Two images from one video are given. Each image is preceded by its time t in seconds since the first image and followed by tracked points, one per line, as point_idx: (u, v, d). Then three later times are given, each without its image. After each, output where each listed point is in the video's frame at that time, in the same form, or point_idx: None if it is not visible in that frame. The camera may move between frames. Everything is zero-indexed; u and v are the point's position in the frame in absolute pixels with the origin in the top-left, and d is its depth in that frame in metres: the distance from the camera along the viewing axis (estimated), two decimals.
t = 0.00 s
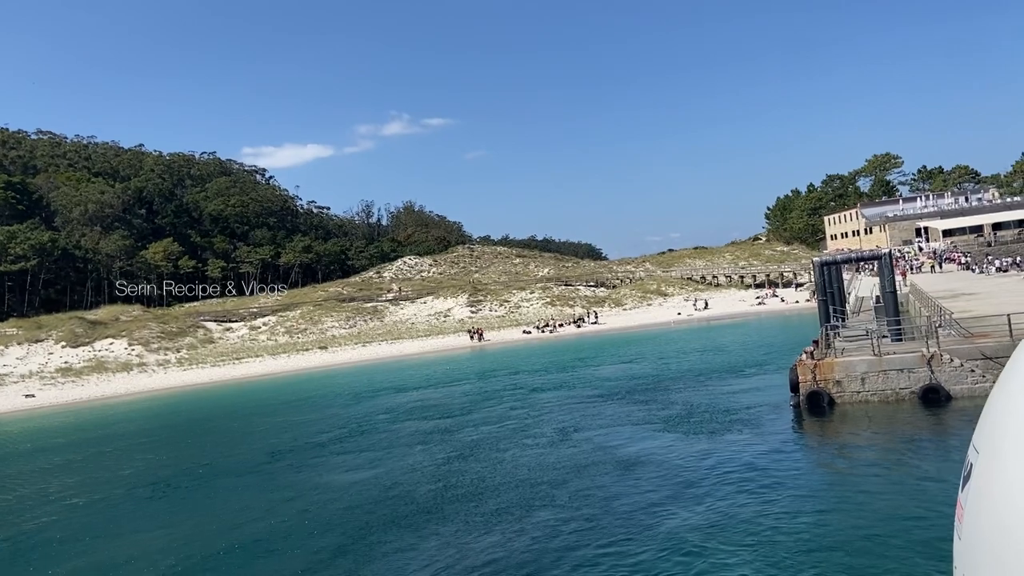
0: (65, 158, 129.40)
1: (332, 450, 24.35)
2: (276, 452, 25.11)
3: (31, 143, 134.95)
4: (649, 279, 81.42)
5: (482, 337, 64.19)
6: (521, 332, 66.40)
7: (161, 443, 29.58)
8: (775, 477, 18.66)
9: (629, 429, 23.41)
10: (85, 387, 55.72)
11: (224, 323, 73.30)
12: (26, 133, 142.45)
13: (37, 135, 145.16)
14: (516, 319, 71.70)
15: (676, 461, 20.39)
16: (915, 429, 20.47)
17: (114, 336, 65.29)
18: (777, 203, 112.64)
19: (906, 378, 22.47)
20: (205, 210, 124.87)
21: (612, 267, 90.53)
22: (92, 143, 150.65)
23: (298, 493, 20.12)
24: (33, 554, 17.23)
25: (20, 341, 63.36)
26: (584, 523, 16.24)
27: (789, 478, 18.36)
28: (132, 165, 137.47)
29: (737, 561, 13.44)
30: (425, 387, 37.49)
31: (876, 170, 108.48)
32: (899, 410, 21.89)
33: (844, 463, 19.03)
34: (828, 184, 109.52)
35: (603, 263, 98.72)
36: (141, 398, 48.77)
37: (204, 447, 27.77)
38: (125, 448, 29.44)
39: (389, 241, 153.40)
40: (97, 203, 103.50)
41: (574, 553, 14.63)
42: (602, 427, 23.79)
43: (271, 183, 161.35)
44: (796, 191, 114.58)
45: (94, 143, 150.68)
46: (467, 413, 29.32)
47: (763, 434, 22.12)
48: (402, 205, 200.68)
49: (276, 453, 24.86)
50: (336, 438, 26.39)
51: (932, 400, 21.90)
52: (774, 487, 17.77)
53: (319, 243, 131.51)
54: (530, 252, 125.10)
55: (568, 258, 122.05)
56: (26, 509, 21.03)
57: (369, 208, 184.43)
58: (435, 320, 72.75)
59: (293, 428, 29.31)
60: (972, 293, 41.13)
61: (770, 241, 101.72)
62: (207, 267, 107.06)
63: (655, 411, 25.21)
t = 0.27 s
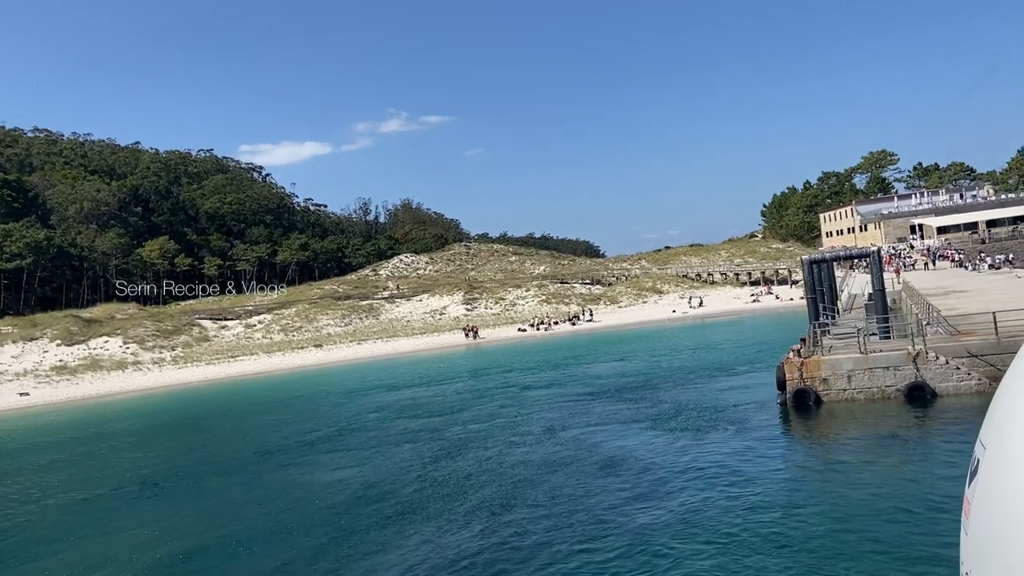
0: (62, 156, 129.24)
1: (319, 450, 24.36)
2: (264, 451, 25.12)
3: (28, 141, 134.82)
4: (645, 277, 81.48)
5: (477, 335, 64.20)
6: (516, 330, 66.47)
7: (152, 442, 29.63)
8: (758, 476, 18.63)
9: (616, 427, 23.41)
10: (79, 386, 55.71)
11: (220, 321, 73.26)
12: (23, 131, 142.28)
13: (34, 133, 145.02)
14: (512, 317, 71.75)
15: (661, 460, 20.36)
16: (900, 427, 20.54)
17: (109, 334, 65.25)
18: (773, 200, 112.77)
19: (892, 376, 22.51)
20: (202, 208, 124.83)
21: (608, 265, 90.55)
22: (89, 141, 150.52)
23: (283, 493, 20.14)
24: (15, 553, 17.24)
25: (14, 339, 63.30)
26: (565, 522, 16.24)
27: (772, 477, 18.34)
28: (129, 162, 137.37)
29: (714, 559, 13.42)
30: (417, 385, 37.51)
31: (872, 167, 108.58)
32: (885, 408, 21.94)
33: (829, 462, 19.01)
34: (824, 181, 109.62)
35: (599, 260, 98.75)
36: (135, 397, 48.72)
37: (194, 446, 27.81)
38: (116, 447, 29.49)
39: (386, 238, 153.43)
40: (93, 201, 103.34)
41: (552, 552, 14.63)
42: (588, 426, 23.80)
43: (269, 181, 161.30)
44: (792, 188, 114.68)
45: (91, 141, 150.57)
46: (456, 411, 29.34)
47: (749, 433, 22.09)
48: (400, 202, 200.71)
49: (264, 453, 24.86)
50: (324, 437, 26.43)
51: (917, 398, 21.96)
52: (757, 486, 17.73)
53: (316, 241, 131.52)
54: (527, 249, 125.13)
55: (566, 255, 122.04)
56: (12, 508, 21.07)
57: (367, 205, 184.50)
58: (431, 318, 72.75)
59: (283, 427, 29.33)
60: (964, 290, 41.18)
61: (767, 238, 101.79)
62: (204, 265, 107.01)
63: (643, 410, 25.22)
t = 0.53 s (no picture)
0: (59, 156, 129.12)
1: (307, 451, 24.44)
2: (252, 453, 25.22)
3: (25, 140, 134.73)
4: (640, 277, 81.61)
5: (472, 334, 64.27)
6: (511, 330, 66.51)
7: (143, 444, 29.72)
8: (741, 476, 18.62)
9: (602, 428, 23.44)
10: (74, 386, 55.71)
11: (215, 320, 73.25)
12: (21, 131, 142.24)
13: (32, 132, 144.99)
14: (507, 317, 71.77)
15: (646, 460, 20.35)
16: (885, 429, 20.57)
17: (104, 334, 65.23)
18: (769, 200, 112.87)
19: (878, 377, 22.57)
20: (199, 208, 124.83)
21: (604, 265, 90.65)
22: (87, 140, 150.52)
23: (268, 494, 20.21)
24: None
25: (10, 339, 63.26)
26: (545, 522, 16.28)
27: (754, 478, 18.33)
28: (126, 162, 137.34)
29: (691, 562, 13.39)
30: (409, 386, 37.59)
31: (868, 167, 108.78)
32: (871, 410, 21.98)
33: (812, 464, 19.02)
34: (820, 182, 109.81)
35: (595, 260, 98.83)
36: (130, 397, 48.61)
37: (182, 447, 27.88)
38: (107, 448, 29.58)
39: (384, 238, 153.48)
40: (90, 201, 103.22)
41: (529, 553, 14.67)
42: (575, 427, 23.87)
43: (267, 181, 161.41)
44: (788, 189, 114.86)
45: (89, 140, 150.58)
46: (446, 411, 29.43)
47: (734, 433, 22.10)
48: (398, 202, 200.88)
49: (253, 454, 24.95)
50: (314, 438, 26.52)
51: (903, 399, 22.01)
52: (739, 487, 17.71)
53: (313, 240, 131.57)
54: (523, 248, 125.22)
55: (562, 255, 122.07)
56: None
57: (365, 205, 184.61)
58: (426, 318, 72.80)
59: (274, 427, 29.41)
60: (956, 291, 41.22)
61: (763, 238, 101.96)
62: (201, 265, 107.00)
63: (631, 411, 25.24)
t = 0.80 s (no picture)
0: (56, 157, 129.14)
1: (295, 454, 24.58)
2: (242, 455, 25.38)
3: (23, 142, 134.80)
4: (636, 280, 81.77)
5: (467, 337, 64.35)
6: (505, 333, 66.64)
7: (135, 446, 29.86)
8: (722, 479, 18.64)
9: (588, 431, 23.55)
10: (68, 388, 55.81)
11: (211, 322, 73.35)
12: (18, 132, 142.36)
13: (29, 134, 145.13)
14: (502, 319, 71.87)
15: (630, 462, 20.42)
16: (869, 434, 20.65)
17: (99, 336, 65.30)
18: (766, 203, 113.13)
19: (863, 381, 22.63)
20: (196, 210, 124.86)
21: (600, 268, 90.80)
22: (85, 142, 150.66)
23: (254, 496, 20.35)
24: None
25: (5, 341, 63.34)
26: (525, 525, 16.36)
27: (737, 480, 18.40)
28: (124, 164, 137.45)
29: (668, 563, 13.45)
30: (401, 388, 37.76)
31: (863, 171, 109.02)
32: (856, 414, 22.04)
33: (795, 468, 19.04)
34: (816, 185, 110.04)
35: (591, 263, 98.99)
36: (124, 400, 48.49)
37: (173, 450, 28.02)
38: (99, 450, 29.74)
39: (382, 240, 153.62)
40: (87, 202, 102.88)
41: (506, 554, 14.77)
42: (562, 430, 23.99)
43: (264, 183, 161.53)
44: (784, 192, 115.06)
45: (87, 142, 150.69)
46: (436, 414, 29.57)
47: (719, 437, 22.13)
48: (396, 204, 201.04)
49: (241, 457, 25.09)
50: (303, 441, 26.66)
51: (888, 404, 22.06)
52: (720, 489, 17.74)
53: (310, 242, 131.71)
54: (520, 251, 125.36)
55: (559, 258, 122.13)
56: None
57: (363, 207, 184.86)
58: (422, 320, 72.89)
59: (264, 430, 29.56)
60: (948, 294, 41.32)
61: (759, 241, 102.15)
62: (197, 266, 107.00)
63: (618, 415, 25.36)
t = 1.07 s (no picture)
0: (53, 160, 129.13)
1: (281, 459, 24.63)
2: (231, 461, 25.44)
3: (20, 144, 134.74)
4: (631, 285, 81.83)
5: (462, 341, 64.32)
6: (500, 337, 66.57)
7: (123, 450, 29.89)
8: (705, 486, 18.55)
9: (573, 436, 23.58)
10: (61, 391, 55.75)
11: (205, 326, 73.32)
12: (16, 135, 142.37)
13: (27, 137, 145.15)
14: (497, 324, 71.81)
15: (613, 466, 20.43)
16: (853, 442, 20.66)
17: (94, 339, 65.23)
18: (762, 208, 113.27)
19: (848, 389, 22.62)
20: (193, 213, 124.79)
21: (596, 272, 90.83)
22: (82, 145, 150.69)
23: (237, 501, 20.39)
24: None
25: None
26: (502, 529, 16.40)
27: (720, 487, 18.40)
28: (121, 167, 137.46)
29: (644, 569, 13.46)
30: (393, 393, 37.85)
31: (860, 176, 109.15)
32: (840, 421, 22.05)
33: (777, 475, 19.03)
34: (813, 190, 110.17)
35: (587, 268, 99.03)
36: (116, 404, 48.30)
37: (160, 454, 28.06)
38: (88, 453, 29.80)
39: (379, 243, 153.66)
40: (84, 205, 102.66)
41: (481, 560, 14.71)
42: (549, 435, 24.04)
43: (262, 187, 161.49)
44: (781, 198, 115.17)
45: (84, 145, 150.71)
46: (424, 420, 29.62)
47: (704, 444, 22.05)
48: (394, 208, 201.07)
49: (227, 462, 25.13)
50: (290, 447, 26.70)
51: (872, 411, 22.04)
52: (702, 496, 17.64)
53: (307, 246, 131.69)
54: (517, 256, 125.40)
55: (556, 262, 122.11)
56: None
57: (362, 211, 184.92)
58: (416, 325, 72.86)
59: (252, 435, 29.60)
60: (939, 301, 41.34)
61: (755, 247, 102.22)
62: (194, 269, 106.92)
63: (604, 420, 25.41)
